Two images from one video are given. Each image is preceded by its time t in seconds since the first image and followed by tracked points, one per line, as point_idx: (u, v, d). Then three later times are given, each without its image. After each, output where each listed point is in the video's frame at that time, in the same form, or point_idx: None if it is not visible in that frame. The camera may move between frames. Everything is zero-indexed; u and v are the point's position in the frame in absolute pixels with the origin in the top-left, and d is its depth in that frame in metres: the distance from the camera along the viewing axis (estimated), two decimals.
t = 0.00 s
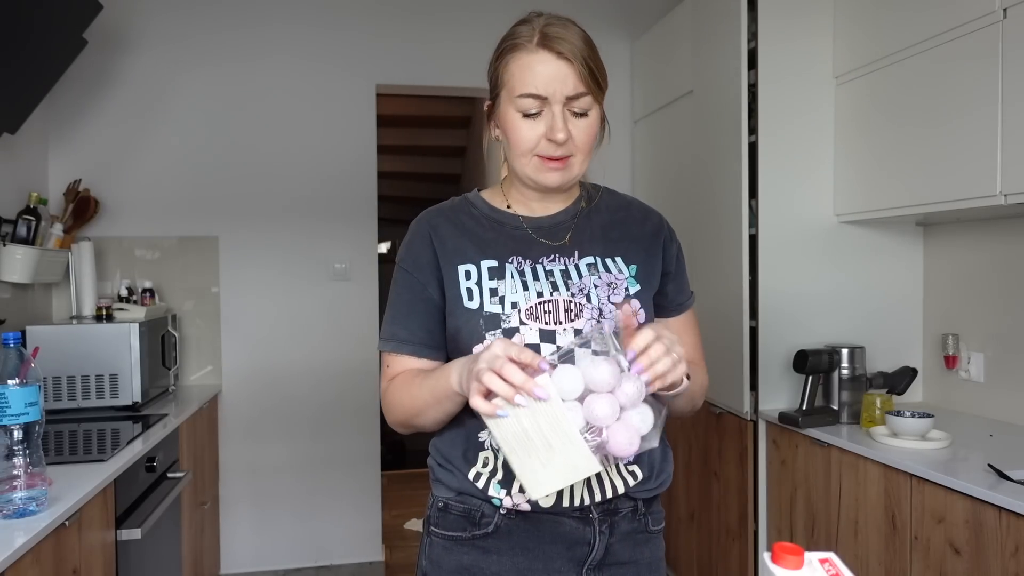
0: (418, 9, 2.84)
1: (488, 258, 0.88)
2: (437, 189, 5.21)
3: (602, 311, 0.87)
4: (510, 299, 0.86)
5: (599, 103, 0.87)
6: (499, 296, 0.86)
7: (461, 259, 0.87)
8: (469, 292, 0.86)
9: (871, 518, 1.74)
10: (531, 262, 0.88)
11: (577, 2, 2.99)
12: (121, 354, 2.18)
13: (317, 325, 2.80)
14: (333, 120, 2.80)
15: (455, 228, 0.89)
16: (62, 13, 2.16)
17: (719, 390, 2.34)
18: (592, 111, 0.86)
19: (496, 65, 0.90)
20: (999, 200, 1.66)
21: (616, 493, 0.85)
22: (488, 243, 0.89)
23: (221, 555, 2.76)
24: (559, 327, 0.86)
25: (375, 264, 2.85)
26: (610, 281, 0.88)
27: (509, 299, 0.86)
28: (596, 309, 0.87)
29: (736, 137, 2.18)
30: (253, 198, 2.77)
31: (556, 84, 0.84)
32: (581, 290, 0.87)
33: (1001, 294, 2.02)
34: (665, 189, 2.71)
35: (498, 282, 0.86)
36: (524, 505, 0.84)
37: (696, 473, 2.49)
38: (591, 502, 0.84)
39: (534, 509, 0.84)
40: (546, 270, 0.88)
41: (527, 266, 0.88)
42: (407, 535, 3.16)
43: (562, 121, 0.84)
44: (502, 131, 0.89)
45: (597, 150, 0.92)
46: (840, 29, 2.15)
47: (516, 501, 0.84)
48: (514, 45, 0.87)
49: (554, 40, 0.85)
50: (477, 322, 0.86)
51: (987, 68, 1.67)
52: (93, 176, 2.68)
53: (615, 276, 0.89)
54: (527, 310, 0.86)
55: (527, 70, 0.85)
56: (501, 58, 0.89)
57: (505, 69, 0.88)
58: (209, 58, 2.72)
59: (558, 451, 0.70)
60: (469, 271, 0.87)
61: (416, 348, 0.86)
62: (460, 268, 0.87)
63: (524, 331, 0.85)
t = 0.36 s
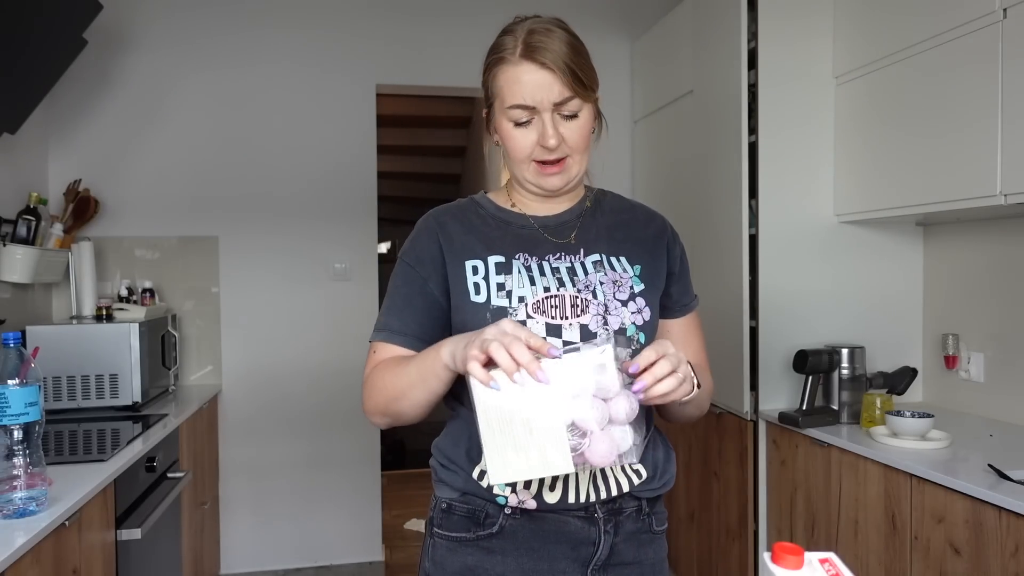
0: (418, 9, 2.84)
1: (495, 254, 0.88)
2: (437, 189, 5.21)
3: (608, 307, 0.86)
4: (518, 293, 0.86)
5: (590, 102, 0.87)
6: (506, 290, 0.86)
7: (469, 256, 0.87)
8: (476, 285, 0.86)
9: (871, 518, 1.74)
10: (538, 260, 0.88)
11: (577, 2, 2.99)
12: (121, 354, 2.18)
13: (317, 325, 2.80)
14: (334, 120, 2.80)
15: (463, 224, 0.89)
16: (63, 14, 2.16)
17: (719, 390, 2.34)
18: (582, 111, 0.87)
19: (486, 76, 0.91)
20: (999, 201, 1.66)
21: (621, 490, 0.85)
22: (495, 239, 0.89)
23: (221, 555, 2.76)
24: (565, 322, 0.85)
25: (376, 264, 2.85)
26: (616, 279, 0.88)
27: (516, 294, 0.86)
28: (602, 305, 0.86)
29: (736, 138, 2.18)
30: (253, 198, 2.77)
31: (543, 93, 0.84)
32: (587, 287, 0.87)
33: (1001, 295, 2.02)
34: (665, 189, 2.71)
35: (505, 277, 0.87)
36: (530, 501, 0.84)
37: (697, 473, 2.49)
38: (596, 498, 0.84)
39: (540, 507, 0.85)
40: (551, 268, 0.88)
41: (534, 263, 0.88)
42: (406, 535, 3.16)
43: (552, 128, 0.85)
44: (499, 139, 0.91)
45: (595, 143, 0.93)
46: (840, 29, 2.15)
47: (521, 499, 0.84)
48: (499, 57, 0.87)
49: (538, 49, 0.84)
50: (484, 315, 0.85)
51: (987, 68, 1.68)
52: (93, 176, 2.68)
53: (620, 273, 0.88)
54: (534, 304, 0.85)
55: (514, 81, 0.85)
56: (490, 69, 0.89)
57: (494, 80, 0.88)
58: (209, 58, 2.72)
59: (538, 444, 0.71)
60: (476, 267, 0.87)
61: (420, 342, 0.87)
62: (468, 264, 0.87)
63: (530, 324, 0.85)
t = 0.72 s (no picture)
0: (418, 9, 2.84)
1: (498, 245, 0.88)
2: (437, 189, 5.21)
3: (608, 302, 0.87)
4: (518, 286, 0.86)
5: (591, 104, 0.88)
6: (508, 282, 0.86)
7: (473, 245, 0.87)
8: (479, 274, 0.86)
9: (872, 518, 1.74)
10: (539, 254, 0.88)
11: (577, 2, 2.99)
12: (121, 354, 2.17)
13: (317, 325, 2.80)
14: (334, 120, 2.80)
15: (468, 214, 0.89)
16: (62, 14, 2.16)
17: (719, 390, 2.34)
18: (583, 113, 0.87)
19: (489, 78, 0.91)
20: (999, 201, 1.66)
21: (615, 485, 0.87)
22: (498, 230, 0.89)
23: (221, 555, 2.76)
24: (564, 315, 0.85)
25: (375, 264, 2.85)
26: (616, 275, 0.88)
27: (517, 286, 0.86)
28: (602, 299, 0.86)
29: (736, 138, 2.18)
30: (253, 198, 2.76)
31: (545, 93, 0.84)
32: (586, 281, 0.87)
33: (1001, 295, 2.02)
34: (665, 189, 2.72)
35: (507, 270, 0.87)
36: (523, 493, 0.84)
37: (696, 473, 2.49)
38: (591, 490, 0.85)
39: (531, 500, 0.84)
40: (552, 264, 0.87)
41: (536, 259, 0.88)
42: (406, 535, 3.16)
43: (554, 128, 0.85)
44: (501, 140, 0.91)
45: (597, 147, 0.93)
46: (840, 29, 2.15)
47: (515, 490, 0.84)
48: (503, 58, 0.87)
49: (541, 51, 0.84)
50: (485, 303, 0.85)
51: (987, 68, 1.67)
52: (92, 176, 2.68)
53: (620, 269, 0.89)
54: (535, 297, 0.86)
55: (517, 83, 0.85)
56: (493, 71, 0.89)
57: (497, 82, 0.88)
58: (208, 58, 2.72)
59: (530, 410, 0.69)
60: (479, 256, 0.87)
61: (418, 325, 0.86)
62: (471, 252, 0.87)
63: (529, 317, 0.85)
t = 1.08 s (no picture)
0: (418, 9, 2.84)
1: (507, 239, 0.88)
2: (437, 189, 5.21)
3: (617, 299, 0.87)
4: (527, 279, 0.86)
5: (617, 117, 0.88)
6: (517, 274, 0.86)
7: (481, 239, 0.87)
8: (487, 268, 0.86)
9: (872, 518, 1.74)
10: (548, 250, 0.88)
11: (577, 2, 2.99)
12: (121, 354, 2.18)
13: (318, 325, 2.80)
14: (334, 119, 2.80)
15: (477, 210, 0.90)
16: (63, 14, 2.16)
17: (718, 390, 2.34)
18: (608, 125, 0.87)
19: (518, 75, 0.90)
20: (999, 201, 1.66)
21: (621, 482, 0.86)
22: (507, 225, 0.89)
23: (221, 555, 2.76)
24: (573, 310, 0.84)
25: (376, 264, 2.85)
26: (626, 273, 0.88)
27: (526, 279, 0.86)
28: (611, 296, 0.86)
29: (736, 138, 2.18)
30: (253, 198, 2.77)
31: (575, 101, 0.84)
32: (596, 276, 0.87)
33: (1001, 294, 2.02)
34: (665, 189, 2.72)
35: (517, 262, 0.87)
36: (530, 488, 0.83)
37: (696, 473, 2.49)
38: (594, 485, 0.85)
39: (540, 494, 0.84)
40: (561, 259, 0.88)
41: (545, 254, 0.88)
42: (406, 535, 3.16)
43: (578, 137, 0.85)
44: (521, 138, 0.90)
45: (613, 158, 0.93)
46: (840, 29, 2.15)
47: (522, 486, 0.83)
48: (538, 58, 0.86)
49: (576, 58, 0.84)
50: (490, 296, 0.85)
51: (987, 68, 1.67)
52: (93, 176, 2.68)
53: (630, 269, 0.89)
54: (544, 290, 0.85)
55: (548, 85, 0.85)
56: (524, 70, 0.88)
57: (527, 80, 0.88)
58: (208, 57, 2.72)
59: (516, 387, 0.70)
60: (488, 250, 0.87)
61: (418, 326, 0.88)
62: (480, 247, 0.87)
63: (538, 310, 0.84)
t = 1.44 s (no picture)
0: (418, 9, 2.84)
1: (505, 241, 0.88)
2: (437, 189, 5.21)
3: (615, 302, 0.86)
4: (525, 280, 0.85)
5: (615, 120, 0.87)
6: (514, 276, 0.86)
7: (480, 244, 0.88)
8: (486, 271, 0.86)
9: (872, 518, 1.74)
10: (548, 252, 0.88)
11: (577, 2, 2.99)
12: (121, 354, 2.18)
13: (318, 325, 2.80)
14: (334, 120, 2.80)
15: (477, 213, 0.91)
16: (63, 14, 2.16)
17: (718, 390, 2.34)
18: (605, 129, 0.87)
19: (519, 76, 0.91)
20: (999, 201, 1.66)
21: (623, 489, 0.87)
22: (506, 228, 0.90)
23: (221, 555, 2.76)
24: (570, 312, 0.85)
25: (376, 265, 2.85)
26: (625, 277, 0.88)
27: (524, 280, 0.86)
28: (609, 299, 0.86)
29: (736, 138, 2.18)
30: (253, 198, 2.77)
31: (570, 105, 0.84)
32: (593, 278, 0.87)
33: (1001, 294, 2.02)
34: (665, 189, 2.72)
35: (515, 264, 0.87)
36: (531, 492, 0.84)
37: (696, 473, 2.49)
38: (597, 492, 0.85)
39: (541, 500, 0.84)
40: (560, 261, 0.88)
41: (544, 255, 0.88)
42: (406, 535, 3.16)
43: (574, 140, 0.85)
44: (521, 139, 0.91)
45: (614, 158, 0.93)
46: (840, 29, 2.15)
47: (522, 490, 0.84)
48: (536, 62, 0.86)
49: (573, 61, 0.84)
50: (488, 297, 0.86)
51: (987, 68, 1.67)
52: (93, 176, 2.68)
53: (630, 272, 0.88)
54: (541, 292, 0.85)
55: (544, 88, 0.85)
56: (525, 70, 0.89)
57: (526, 82, 0.88)
58: (208, 57, 2.72)
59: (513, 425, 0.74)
60: (487, 254, 0.87)
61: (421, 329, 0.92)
62: (480, 252, 0.87)
63: (534, 312, 0.85)
